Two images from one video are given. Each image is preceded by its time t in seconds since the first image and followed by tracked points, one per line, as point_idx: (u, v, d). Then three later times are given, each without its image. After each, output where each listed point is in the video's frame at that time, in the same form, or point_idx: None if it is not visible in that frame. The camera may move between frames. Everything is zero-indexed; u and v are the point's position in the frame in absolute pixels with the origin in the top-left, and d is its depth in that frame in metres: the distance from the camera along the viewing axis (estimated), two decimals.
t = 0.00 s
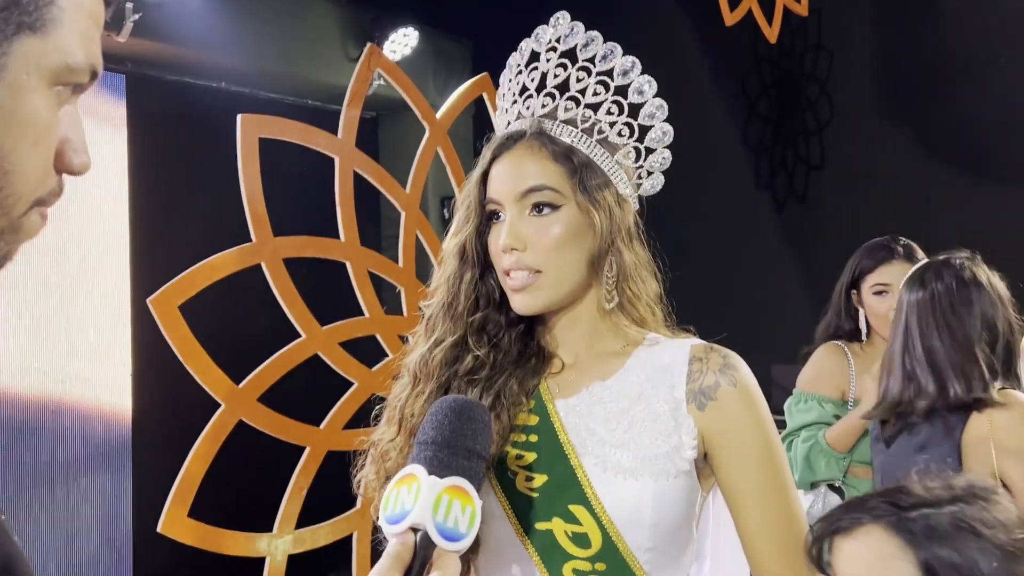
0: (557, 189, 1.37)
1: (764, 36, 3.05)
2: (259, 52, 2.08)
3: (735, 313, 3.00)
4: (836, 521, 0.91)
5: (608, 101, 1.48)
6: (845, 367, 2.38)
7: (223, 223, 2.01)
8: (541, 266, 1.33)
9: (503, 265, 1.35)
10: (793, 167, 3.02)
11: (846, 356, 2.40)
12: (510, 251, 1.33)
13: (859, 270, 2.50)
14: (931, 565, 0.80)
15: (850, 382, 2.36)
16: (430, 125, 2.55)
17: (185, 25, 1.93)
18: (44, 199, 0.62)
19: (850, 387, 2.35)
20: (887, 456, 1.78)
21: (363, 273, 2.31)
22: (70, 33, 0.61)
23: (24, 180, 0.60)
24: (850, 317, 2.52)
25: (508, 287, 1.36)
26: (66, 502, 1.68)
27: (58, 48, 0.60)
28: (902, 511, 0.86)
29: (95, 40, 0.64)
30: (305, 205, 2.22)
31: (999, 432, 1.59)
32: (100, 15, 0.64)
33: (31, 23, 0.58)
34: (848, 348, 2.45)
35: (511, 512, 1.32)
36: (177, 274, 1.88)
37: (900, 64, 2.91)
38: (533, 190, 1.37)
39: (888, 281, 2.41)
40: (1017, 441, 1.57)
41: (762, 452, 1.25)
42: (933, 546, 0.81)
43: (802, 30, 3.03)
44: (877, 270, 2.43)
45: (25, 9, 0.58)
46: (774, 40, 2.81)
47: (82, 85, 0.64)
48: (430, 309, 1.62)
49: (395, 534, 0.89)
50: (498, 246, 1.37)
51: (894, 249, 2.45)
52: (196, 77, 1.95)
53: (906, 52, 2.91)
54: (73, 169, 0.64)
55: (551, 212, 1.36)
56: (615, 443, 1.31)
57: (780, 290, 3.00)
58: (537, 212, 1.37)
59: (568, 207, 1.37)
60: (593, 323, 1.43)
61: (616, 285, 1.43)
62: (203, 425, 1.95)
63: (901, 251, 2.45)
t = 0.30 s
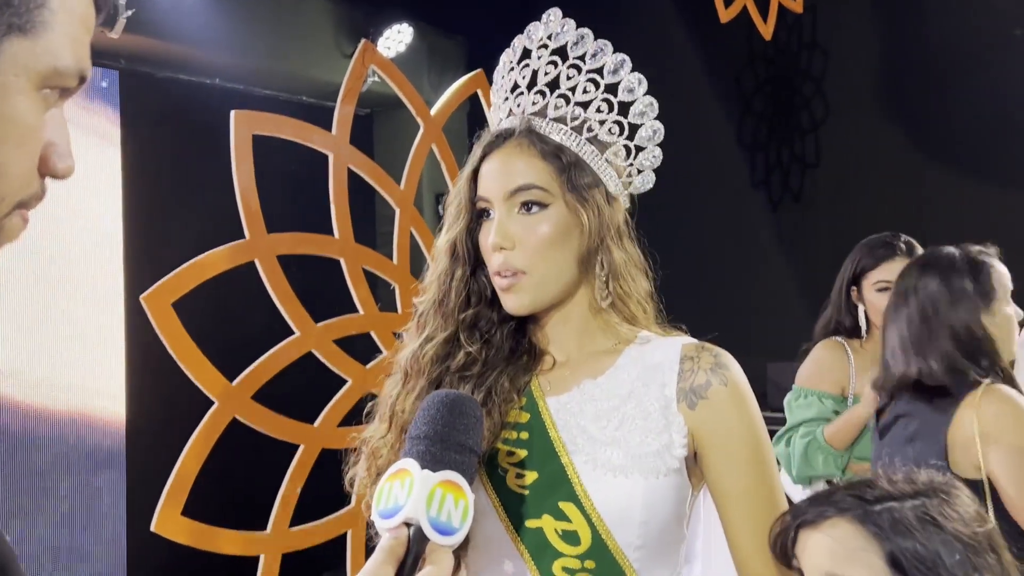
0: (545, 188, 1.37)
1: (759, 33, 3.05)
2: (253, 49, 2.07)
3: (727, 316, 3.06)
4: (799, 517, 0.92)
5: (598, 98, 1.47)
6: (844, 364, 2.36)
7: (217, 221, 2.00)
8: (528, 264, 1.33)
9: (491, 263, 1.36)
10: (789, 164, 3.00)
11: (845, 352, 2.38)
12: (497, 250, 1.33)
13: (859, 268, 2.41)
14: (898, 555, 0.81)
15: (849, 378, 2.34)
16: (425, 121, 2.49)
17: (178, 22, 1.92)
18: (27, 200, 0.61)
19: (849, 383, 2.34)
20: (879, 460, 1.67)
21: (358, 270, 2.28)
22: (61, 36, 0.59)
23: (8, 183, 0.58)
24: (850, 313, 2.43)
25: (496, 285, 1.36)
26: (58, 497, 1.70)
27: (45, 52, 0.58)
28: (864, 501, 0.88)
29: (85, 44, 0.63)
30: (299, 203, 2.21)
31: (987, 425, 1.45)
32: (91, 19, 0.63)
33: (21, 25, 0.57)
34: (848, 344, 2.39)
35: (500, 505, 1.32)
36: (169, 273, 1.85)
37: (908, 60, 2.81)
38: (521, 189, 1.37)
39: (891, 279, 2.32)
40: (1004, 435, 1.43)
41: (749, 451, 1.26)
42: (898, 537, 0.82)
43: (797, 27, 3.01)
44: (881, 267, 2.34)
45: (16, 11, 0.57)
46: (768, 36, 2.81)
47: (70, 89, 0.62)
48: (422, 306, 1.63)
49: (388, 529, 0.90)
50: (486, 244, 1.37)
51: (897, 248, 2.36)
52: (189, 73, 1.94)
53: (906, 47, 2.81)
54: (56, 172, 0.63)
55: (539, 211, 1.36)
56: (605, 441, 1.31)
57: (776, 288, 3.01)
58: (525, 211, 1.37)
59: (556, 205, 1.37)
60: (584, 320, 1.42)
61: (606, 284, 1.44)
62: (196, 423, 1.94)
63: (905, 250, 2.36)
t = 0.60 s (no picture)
0: (543, 187, 1.37)
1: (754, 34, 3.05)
2: (247, 49, 2.07)
3: (724, 316, 3.05)
4: (787, 525, 0.92)
5: (592, 98, 1.47)
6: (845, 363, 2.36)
7: (210, 221, 2.00)
8: (526, 264, 1.33)
9: (489, 263, 1.35)
10: (784, 165, 3.00)
11: (845, 350, 2.38)
12: (495, 249, 1.33)
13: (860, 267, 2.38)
14: (889, 556, 0.81)
15: (850, 375, 2.35)
16: (420, 121, 2.52)
17: (171, 22, 1.91)
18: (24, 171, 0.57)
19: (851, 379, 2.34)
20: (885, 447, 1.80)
21: (352, 272, 2.29)
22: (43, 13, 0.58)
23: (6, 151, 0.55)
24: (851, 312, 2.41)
25: (494, 284, 1.36)
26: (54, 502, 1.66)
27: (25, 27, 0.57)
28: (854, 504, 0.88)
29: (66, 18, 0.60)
30: (293, 203, 2.21)
31: (939, 410, 1.58)
32: None
33: None
34: (849, 343, 2.39)
35: (500, 509, 1.32)
36: (163, 274, 1.87)
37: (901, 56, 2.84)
38: (519, 188, 1.36)
39: (894, 280, 2.31)
40: (952, 414, 1.55)
41: (748, 450, 1.26)
42: (888, 538, 0.82)
43: (792, 28, 3.02)
44: (880, 268, 2.33)
45: None
46: (763, 37, 2.82)
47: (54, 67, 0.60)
48: (417, 308, 1.62)
49: (387, 529, 0.89)
50: (483, 244, 1.37)
51: (899, 248, 2.33)
52: (181, 72, 1.93)
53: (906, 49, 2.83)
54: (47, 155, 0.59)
55: (536, 210, 1.36)
56: (604, 442, 1.31)
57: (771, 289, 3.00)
58: (522, 211, 1.37)
59: (553, 205, 1.36)
60: (582, 320, 1.42)
61: (603, 282, 1.43)
62: (190, 424, 1.94)
63: (907, 250, 2.33)
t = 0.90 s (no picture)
0: (550, 181, 1.36)
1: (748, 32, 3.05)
2: (237, 46, 2.05)
3: (720, 315, 3.06)
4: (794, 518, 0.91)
5: (597, 95, 1.47)
6: (837, 363, 2.36)
7: (203, 220, 1.99)
8: (533, 260, 1.33)
9: (493, 258, 1.34)
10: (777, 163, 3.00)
11: (839, 350, 2.37)
12: (501, 244, 1.33)
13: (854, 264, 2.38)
14: (891, 555, 0.81)
15: (842, 376, 2.34)
16: (413, 121, 2.45)
17: (165, 19, 1.90)
18: None
19: (842, 383, 2.33)
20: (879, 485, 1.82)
21: (345, 269, 2.25)
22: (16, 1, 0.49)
23: None
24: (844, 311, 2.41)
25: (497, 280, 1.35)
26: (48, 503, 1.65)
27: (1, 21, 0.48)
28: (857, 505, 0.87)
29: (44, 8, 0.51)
30: (286, 202, 2.21)
31: (931, 406, 1.48)
32: None
33: None
34: (843, 342, 2.39)
35: (498, 515, 1.31)
36: (154, 272, 1.82)
37: (896, 55, 2.82)
38: (526, 182, 1.35)
39: (885, 278, 2.32)
40: (944, 413, 1.45)
41: (746, 449, 1.26)
42: (889, 537, 0.82)
43: (785, 27, 3.03)
44: (871, 266, 2.34)
45: None
46: (756, 36, 2.82)
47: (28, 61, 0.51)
48: (413, 306, 1.62)
49: (383, 527, 0.88)
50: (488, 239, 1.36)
51: (890, 247, 2.33)
52: (174, 70, 1.92)
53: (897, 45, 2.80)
54: (22, 153, 0.51)
55: (545, 205, 1.35)
56: (602, 444, 1.30)
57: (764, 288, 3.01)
58: (529, 205, 1.36)
59: (561, 199, 1.36)
60: (580, 318, 1.42)
61: (604, 282, 1.43)
62: (181, 424, 1.93)
63: (897, 249, 2.33)
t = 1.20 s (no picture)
0: (551, 176, 1.36)
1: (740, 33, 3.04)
2: (230, 45, 2.05)
3: (712, 315, 3.07)
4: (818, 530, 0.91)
5: (597, 93, 1.48)
6: (831, 365, 2.35)
7: (194, 219, 1.99)
8: (533, 254, 1.32)
9: (492, 252, 1.33)
10: (768, 162, 2.99)
11: (833, 352, 2.36)
12: (502, 238, 1.32)
13: (847, 262, 2.39)
14: (937, 533, 0.85)
15: (837, 377, 2.34)
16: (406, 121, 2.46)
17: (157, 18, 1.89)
18: None
19: (836, 384, 2.34)
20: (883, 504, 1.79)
21: (338, 267, 2.24)
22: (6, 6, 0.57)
23: None
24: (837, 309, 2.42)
25: (496, 274, 1.34)
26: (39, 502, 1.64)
27: None
28: (889, 505, 0.88)
29: (29, 9, 0.59)
30: (279, 201, 2.20)
31: (937, 401, 1.48)
32: None
33: None
34: (836, 342, 2.39)
35: (493, 517, 1.31)
36: (145, 271, 1.82)
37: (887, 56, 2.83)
38: (527, 177, 1.35)
39: (880, 275, 2.33)
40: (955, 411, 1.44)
41: (741, 449, 1.26)
42: (934, 516, 0.87)
43: (779, 27, 3.02)
44: (864, 262, 2.35)
45: None
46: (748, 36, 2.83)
47: (17, 55, 0.59)
48: (406, 303, 1.62)
49: (377, 531, 0.88)
50: (488, 233, 1.35)
51: (884, 243, 2.34)
52: (165, 69, 1.91)
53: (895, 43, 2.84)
54: (9, 146, 0.57)
55: (546, 200, 1.35)
56: (599, 446, 1.30)
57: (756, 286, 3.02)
58: (531, 199, 1.36)
59: (563, 194, 1.36)
60: (575, 318, 1.42)
61: (600, 281, 1.44)
62: (173, 424, 1.92)
63: (892, 245, 2.34)
